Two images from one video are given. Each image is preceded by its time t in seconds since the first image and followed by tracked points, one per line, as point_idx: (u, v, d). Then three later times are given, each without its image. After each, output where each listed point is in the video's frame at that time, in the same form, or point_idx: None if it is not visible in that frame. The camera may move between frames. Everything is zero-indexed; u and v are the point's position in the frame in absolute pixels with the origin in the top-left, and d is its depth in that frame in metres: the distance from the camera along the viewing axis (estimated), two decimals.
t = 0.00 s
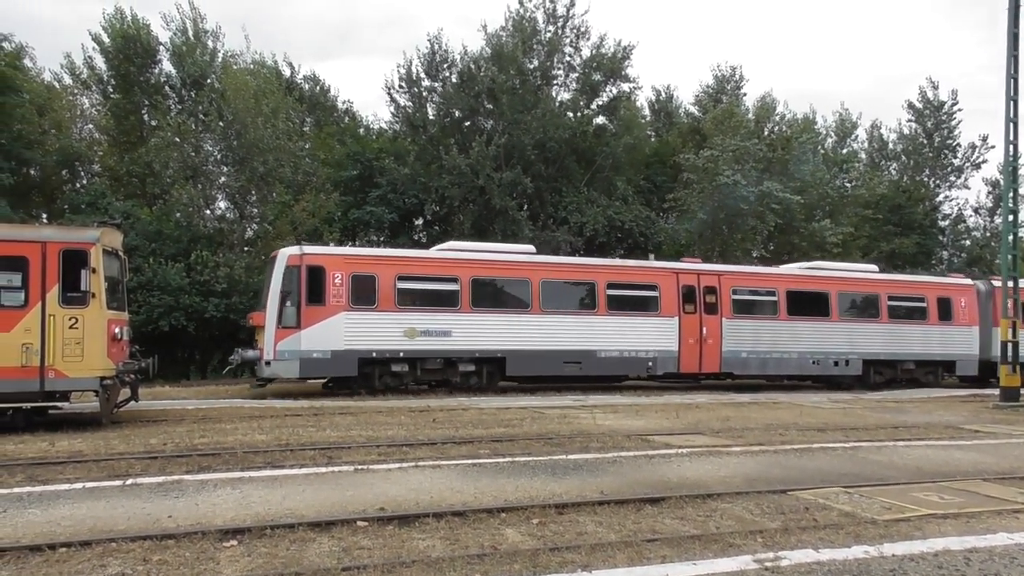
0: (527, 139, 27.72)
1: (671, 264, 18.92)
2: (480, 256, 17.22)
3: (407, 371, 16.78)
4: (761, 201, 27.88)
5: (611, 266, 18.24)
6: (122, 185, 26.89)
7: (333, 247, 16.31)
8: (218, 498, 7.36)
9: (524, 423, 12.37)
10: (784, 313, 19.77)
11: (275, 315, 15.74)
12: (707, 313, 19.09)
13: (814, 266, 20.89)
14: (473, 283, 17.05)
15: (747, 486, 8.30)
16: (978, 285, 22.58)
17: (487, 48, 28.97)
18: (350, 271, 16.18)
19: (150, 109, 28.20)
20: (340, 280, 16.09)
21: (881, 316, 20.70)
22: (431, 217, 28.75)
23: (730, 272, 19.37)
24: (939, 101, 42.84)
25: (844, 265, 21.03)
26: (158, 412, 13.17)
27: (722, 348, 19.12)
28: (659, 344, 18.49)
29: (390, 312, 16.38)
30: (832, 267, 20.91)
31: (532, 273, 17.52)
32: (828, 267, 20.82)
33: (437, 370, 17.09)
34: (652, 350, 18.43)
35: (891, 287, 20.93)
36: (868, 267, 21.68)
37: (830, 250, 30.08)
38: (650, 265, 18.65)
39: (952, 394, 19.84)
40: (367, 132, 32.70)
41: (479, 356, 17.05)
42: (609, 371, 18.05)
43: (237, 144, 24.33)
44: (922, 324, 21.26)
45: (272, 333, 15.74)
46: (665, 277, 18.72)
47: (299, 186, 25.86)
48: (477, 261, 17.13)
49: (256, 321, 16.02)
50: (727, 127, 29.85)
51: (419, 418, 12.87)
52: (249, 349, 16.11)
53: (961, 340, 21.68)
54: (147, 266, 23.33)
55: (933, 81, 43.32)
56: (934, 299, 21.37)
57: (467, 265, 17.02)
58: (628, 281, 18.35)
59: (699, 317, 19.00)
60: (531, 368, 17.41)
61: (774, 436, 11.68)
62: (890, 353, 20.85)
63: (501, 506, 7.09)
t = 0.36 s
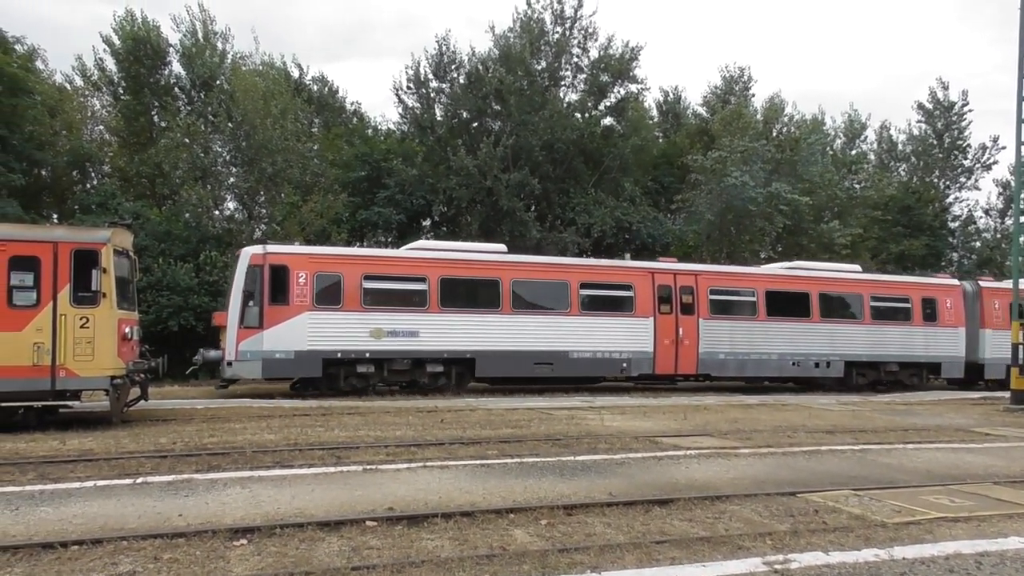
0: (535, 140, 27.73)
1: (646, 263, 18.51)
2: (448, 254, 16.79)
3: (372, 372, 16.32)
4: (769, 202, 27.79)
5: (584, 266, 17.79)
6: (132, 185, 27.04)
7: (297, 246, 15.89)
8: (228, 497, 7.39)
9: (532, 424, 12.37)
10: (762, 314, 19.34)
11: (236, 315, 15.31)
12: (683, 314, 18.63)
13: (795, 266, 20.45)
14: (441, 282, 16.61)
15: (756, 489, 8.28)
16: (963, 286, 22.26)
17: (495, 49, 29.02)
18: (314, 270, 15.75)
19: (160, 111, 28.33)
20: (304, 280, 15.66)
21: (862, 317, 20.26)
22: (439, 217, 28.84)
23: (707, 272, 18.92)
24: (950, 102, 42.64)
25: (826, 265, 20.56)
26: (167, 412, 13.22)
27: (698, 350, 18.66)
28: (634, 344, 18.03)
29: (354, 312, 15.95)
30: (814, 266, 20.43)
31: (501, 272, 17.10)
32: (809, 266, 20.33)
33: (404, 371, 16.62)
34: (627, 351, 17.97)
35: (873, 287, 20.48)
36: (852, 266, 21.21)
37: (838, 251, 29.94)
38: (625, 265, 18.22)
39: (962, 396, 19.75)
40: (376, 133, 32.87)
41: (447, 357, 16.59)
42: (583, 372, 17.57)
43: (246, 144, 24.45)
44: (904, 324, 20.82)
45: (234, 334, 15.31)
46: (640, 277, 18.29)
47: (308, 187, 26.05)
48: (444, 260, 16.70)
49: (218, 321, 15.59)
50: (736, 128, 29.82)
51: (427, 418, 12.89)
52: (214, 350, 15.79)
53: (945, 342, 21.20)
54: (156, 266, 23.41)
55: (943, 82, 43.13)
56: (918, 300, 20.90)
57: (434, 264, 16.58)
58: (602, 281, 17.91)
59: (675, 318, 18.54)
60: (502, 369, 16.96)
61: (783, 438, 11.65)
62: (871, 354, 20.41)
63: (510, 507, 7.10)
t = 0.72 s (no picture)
0: (544, 142, 27.72)
1: (622, 263, 18.07)
2: (416, 254, 16.40)
3: (338, 374, 15.92)
4: (779, 203, 27.65)
5: (558, 265, 17.38)
6: (145, 188, 27.21)
7: (260, 246, 15.42)
8: (242, 498, 7.43)
9: (543, 426, 12.38)
10: (743, 314, 18.86)
11: (197, 315, 14.84)
12: (660, 314, 18.16)
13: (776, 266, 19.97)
14: (410, 283, 16.19)
15: (768, 490, 8.26)
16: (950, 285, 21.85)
17: (504, 51, 28.99)
18: (277, 270, 15.29)
19: (172, 114, 28.50)
20: (267, 281, 15.19)
21: (846, 317, 19.78)
22: (448, 219, 28.91)
23: (686, 272, 18.42)
24: (961, 101, 42.43)
25: (810, 264, 20.07)
26: (180, 412, 13.31)
27: (676, 351, 18.21)
28: (609, 346, 17.60)
29: (319, 313, 15.51)
30: (796, 267, 19.96)
31: (470, 272, 16.70)
32: (792, 266, 19.85)
33: (371, 373, 16.22)
34: (602, 352, 17.55)
35: (857, 286, 19.99)
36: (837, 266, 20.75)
37: (848, 252, 29.81)
38: (600, 265, 17.79)
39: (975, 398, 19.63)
40: (385, 135, 33.08)
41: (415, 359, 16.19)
42: (556, 374, 17.17)
43: (257, 147, 24.57)
44: (890, 324, 20.30)
45: (195, 336, 14.83)
46: (616, 277, 17.84)
47: (318, 189, 26.16)
48: (413, 260, 16.31)
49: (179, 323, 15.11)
50: (745, 129, 29.81)
51: (438, 420, 12.92)
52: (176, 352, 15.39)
53: (931, 342, 20.69)
54: (168, 268, 23.53)
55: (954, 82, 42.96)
56: (903, 299, 20.46)
57: (402, 264, 16.18)
58: (576, 281, 17.49)
59: (651, 319, 18.08)
60: (473, 371, 16.57)
61: (794, 439, 11.61)
62: (856, 355, 19.90)
63: (523, 509, 7.10)
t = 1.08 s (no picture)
0: (556, 143, 27.71)
1: (598, 262, 17.66)
2: (382, 254, 16.10)
3: (304, 377, 15.65)
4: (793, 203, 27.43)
5: (529, 265, 17.03)
6: (159, 191, 27.39)
7: (224, 247, 15.20)
8: (260, 499, 7.48)
9: (557, 427, 12.38)
10: (722, 314, 18.42)
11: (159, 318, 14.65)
12: (637, 315, 17.75)
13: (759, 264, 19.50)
14: (377, 283, 15.90)
15: (785, 492, 8.24)
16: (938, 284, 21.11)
17: (516, 53, 28.97)
18: (241, 272, 15.05)
19: (186, 117, 28.74)
20: (231, 282, 14.95)
21: (831, 317, 19.27)
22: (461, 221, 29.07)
23: (663, 271, 18.02)
24: (977, 99, 42.12)
25: (794, 263, 19.55)
26: (196, 414, 13.44)
27: (652, 352, 17.80)
28: (583, 347, 17.22)
29: (284, 315, 15.23)
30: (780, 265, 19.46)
31: (438, 272, 16.37)
32: (774, 265, 19.33)
33: (337, 376, 15.94)
34: (576, 353, 17.17)
35: (842, 285, 19.44)
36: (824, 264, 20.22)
37: (862, 252, 29.64)
38: (575, 264, 17.39)
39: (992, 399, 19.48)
40: (397, 138, 33.25)
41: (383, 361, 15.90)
42: (528, 376, 16.84)
43: (270, 150, 24.67)
44: (876, 324, 19.75)
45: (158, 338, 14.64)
46: (590, 277, 17.43)
47: (331, 191, 26.16)
48: (379, 260, 16.01)
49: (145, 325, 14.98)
50: (759, 129, 29.66)
51: (452, 421, 12.96)
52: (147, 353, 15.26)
53: (919, 342, 20.04)
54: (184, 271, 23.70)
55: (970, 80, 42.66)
56: (891, 299, 19.85)
57: (367, 264, 15.88)
58: (548, 281, 17.12)
59: (627, 319, 17.66)
60: (442, 373, 16.27)
61: (810, 441, 11.57)
62: (840, 355, 19.36)
63: (540, 510, 7.11)
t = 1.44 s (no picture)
0: (571, 142, 27.71)
1: (572, 260, 17.38)
2: (352, 253, 15.91)
3: (271, 377, 15.50)
4: (811, 202, 27.07)
5: (501, 263, 16.82)
6: (177, 194, 27.59)
7: (192, 247, 15.21)
8: (283, 497, 7.55)
9: (575, 427, 12.38)
10: (701, 312, 18.06)
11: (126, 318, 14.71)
12: (612, 313, 17.42)
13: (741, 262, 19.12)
14: (345, 282, 15.72)
15: (807, 491, 8.20)
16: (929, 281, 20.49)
17: (530, 52, 29.00)
18: (206, 272, 15.01)
19: (203, 120, 28.99)
20: (196, 282, 14.91)
21: (815, 314, 18.82)
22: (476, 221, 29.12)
23: (639, 269, 17.73)
24: (1000, 95, 41.62)
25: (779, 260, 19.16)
26: (217, 413, 13.55)
27: (629, 351, 17.44)
28: (558, 346, 16.91)
29: (250, 315, 15.13)
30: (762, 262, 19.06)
31: (408, 271, 16.17)
32: (756, 262, 18.96)
33: (305, 376, 15.77)
34: (550, 352, 16.86)
35: (827, 282, 18.99)
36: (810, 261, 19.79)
37: (882, 251, 29.36)
38: (549, 262, 17.13)
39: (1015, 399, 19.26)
40: (413, 138, 33.35)
41: (350, 361, 15.71)
42: (501, 376, 16.55)
43: (287, 151, 24.84)
44: (862, 322, 19.24)
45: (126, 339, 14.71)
46: (566, 275, 17.19)
47: (347, 193, 26.16)
48: (348, 259, 15.83)
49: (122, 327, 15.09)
50: (778, 127, 29.42)
51: (470, 421, 12.98)
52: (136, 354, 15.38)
53: (907, 341, 19.50)
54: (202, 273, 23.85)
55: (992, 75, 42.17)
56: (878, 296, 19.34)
57: (336, 263, 15.70)
58: (522, 279, 16.87)
59: (603, 318, 17.35)
60: (411, 373, 16.05)
61: (831, 441, 11.50)
62: (825, 354, 18.91)
63: (560, 509, 7.13)
